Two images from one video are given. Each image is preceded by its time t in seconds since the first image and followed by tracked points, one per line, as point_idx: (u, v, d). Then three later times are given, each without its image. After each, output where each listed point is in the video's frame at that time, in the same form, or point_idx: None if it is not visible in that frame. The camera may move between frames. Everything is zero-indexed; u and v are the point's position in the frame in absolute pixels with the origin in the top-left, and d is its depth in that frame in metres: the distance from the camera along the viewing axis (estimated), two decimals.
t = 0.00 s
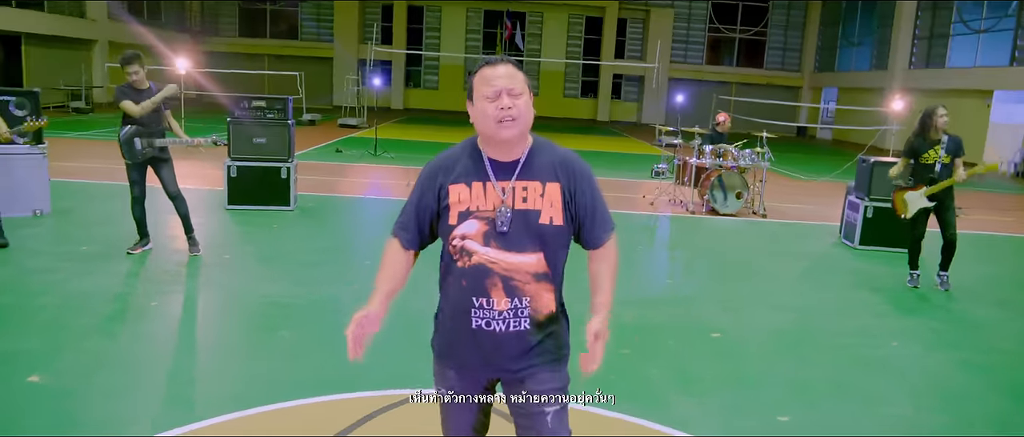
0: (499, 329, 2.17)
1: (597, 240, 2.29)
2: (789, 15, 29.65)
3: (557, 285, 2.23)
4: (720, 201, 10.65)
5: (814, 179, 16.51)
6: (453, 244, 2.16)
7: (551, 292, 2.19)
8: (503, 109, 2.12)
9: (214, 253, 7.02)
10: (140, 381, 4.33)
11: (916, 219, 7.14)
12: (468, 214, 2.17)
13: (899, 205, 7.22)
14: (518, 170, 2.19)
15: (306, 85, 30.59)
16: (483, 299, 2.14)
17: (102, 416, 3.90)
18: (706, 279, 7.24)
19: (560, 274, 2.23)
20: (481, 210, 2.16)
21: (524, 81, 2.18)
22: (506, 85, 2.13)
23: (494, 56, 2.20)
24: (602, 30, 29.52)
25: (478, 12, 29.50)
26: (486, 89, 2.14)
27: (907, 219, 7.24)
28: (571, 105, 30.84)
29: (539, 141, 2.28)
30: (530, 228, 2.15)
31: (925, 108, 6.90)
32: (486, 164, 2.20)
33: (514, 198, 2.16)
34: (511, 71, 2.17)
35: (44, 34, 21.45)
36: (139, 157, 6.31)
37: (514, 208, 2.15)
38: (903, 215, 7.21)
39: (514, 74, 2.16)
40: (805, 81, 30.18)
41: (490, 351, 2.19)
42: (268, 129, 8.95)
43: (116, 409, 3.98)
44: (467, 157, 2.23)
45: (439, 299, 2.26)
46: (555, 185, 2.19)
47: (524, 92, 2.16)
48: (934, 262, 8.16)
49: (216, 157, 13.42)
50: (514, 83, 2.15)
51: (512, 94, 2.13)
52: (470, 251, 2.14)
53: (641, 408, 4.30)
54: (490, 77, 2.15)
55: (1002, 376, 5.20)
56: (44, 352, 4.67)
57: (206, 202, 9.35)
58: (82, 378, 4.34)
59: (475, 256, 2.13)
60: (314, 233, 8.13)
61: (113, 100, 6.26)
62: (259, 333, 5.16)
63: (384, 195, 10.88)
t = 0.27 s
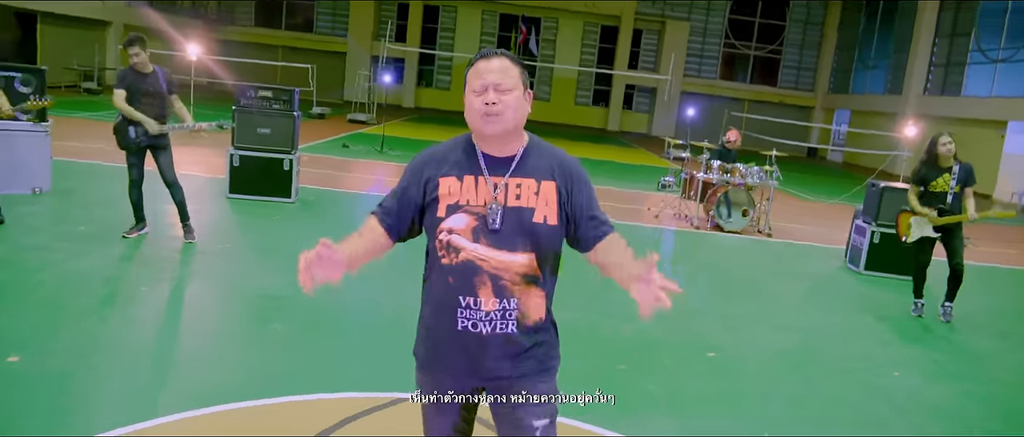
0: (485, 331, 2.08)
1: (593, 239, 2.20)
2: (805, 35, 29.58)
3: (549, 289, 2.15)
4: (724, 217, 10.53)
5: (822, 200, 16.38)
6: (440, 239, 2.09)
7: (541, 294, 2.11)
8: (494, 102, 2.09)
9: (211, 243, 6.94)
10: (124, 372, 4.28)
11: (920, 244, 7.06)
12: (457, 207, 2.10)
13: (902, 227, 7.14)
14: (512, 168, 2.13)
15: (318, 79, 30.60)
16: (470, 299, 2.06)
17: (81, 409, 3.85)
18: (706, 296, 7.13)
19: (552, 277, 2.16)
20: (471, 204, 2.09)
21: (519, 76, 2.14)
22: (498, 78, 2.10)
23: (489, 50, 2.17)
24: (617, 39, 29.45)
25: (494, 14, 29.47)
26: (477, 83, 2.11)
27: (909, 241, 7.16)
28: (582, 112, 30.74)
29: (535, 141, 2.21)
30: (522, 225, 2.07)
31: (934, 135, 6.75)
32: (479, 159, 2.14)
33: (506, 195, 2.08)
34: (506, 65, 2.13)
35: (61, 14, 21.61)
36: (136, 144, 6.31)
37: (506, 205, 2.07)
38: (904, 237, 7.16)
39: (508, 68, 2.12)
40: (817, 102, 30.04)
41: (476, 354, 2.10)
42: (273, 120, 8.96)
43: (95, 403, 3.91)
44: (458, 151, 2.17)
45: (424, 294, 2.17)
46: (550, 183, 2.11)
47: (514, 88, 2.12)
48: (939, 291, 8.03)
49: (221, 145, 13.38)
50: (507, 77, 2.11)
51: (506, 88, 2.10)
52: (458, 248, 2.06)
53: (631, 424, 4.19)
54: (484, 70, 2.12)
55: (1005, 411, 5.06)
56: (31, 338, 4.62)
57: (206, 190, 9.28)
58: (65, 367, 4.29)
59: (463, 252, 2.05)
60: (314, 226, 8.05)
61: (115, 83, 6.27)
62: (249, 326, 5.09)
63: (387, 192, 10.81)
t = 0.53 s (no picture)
0: (468, 351, 1.96)
1: (614, 247, 2.06)
2: (816, 50, 29.43)
3: (547, 310, 1.99)
4: (729, 230, 10.36)
5: (829, 217, 16.21)
6: (430, 247, 2.00)
7: (536, 313, 1.96)
8: (488, 105, 1.99)
9: (205, 237, 6.80)
10: (108, 368, 4.16)
11: (932, 266, 6.86)
12: (448, 217, 2.01)
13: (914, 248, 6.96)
14: (508, 174, 2.04)
15: (325, 76, 30.52)
16: (454, 315, 1.95)
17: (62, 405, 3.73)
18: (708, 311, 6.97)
19: (556, 293, 2.01)
20: (462, 213, 2.00)
21: (518, 75, 2.04)
22: (493, 78, 2.00)
23: (488, 48, 2.08)
24: (627, 47, 29.30)
25: (504, 18, 29.35)
26: (469, 85, 2.02)
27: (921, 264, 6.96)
28: (589, 119, 30.59)
29: (537, 144, 2.11)
30: (514, 235, 1.95)
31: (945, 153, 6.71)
32: (473, 164, 2.08)
33: (500, 202, 1.99)
34: (504, 64, 2.03)
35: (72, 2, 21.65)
36: (125, 133, 6.20)
37: (498, 214, 1.97)
38: (917, 259, 6.95)
39: (506, 68, 2.02)
40: (827, 117, 29.83)
41: (465, 378, 1.97)
42: (274, 115, 8.86)
43: (76, 398, 3.80)
44: (455, 155, 2.14)
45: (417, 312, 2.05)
46: (550, 190, 2.00)
47: (513, 89, 2.01)
48: (948, 315, 7.86)
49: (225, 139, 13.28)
50: (504, 78, 2.01)
51: (503, 89, 2.00)
52: (446, 259, 1.96)
53: None
54: (478, 69, 2.02)
55: None
56: (11, 329, 4.47)
57: (206, 184, 9.15)
58: (50, 359, 4.19)
59: (450, 264, 1.95)
60: (312, 225, 7.93)
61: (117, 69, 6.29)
62: (240, 325, 4.96)
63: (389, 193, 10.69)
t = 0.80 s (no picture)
0: (472, 390, 1.87)
1: (632, 279, 2.02)
2: (821, 62, 29.37)
3: (561, 348, 1.89)
4: (734, 242, 10.20)
5: (835, 230, 16.02)
6: (434, 275, 1.89)
7: (552, 351, 1.86)
8: (504, 117, 1.90)
9: (199, 246, 6.67)
10: (99, 380, 4.02)
11: (943, 283, 6.75)
12: (454, 240, 1.92)
13: (926, 264, 6.85)
14: (523, 194, 1.96)
15: (328, 85, 30.47)
16: (459, 350, 1.86)
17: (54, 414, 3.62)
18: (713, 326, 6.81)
19: (572, 328, 1.92)
20: (472, 236, 1.91)
21: (537, 84, 1.96)
22: (511, 87, 1.92)
23: (504, 53, 2.00)
24: (631, 58, 29.23)
25: (508, 28, 29.30)
26: (483, 93, 1.94)
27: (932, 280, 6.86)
28: (592, 130, 30.44)
29: (555, 161, 2.03)
30: (530, 266, 1.86)
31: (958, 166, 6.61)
32: (484, 182, 1.99)
33: (515, 225, 1.91)
34: (523, 71, 1.96)
35: (77, 8, 21.72)
36: (111, 138, 6.19)
37: (513, 240, 1.89)
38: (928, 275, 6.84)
39: (524, 75, 1.95)
40: (831, 130, 29.65)
41: (473, 417, 1.88)
42: (274, 122, 8.76)
43: (71, 411, 3.67)
44: (464, 169, 2.04)
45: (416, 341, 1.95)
46: (570, 214, 1.92)
47: (532, 101, 1.93)
48: (959, 332, 7.68)
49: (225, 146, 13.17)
50: (522, 87, 1.93)
51: (522, 99, 1.92)
52: (451, 287, 1.86)
53: None
54: (494, 77, 1.94)
55: None
56: None
57: (203, 192, 9.03)
58: (43, 367, 4.08)
59: (455, 292, 1.85)
60: (310, 234, 7.80)
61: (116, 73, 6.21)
62: (235, 335, 4.85)
63: (390, 202, 10.56)
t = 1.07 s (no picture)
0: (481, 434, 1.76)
1: (669, 319, 1.82)
2: (820, 79, 29.36)
3: (585, 387, 1.73)
4: (737, 260, 10.06)
5: (837, 247, 15.89)
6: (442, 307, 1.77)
7: (573, 391, 1.71)
8: (519, 119, 1.77)
9: (190, 266, 6.53)
10: (70, 404, 3.83)
11: (954, 303, 6.59)
12: (464, 265, 1.79)
13: (936, 284, 6.70)
14: (540, 213, 1.82)
15: (327, 104, 30.50)
16: (467, 390, 1.73)
17: (26, 422, 3.61)
18: (716, 346, 6.65)
19: (598, 366, 1.76)
20: (483, 261, 1.78)
21: (558, 88, 1.82)
22: (529, 87, 1.79)
23: (524, 55, 1.87)
24: (630, 76, 29.24)
25: (508, 47, 29.31)
26: (498, 93, 1.81)
27: (943, 300, 6.69)
28: (591, 148, 30.38)
29: (578, 177, 1.89)
30: (548, 294, 1.71)
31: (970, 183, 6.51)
32: (499, 203, 1.87)
33: (530, 249, 1.77)
34: (542, 72, 1.82)
35: (77, 28, 21.76)
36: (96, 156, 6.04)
37: (529, 265, 1.75)
38: (938, 295, 6.68)
39: (544, 77, 1.81)
40: (831, 147, 29.60)
41: None
42: (269, 140, 8.68)
43: None
44: (478, 189, 1.92)
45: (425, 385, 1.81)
46: (595, 233, 1.77)
47: (553, 105, 1.79)
48: (970, 351, 7.50)
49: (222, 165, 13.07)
50: (541, 88, 1.79)
51: (540, 101, 1.78)
52: (460, 320, 1.73)
53: None
54: (510, 77, 1.81)
55: None
56: None
57: (197, 211, 8.90)
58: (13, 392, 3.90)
59: (465, 325, 1.72)
60: (305, 255, 7.66)
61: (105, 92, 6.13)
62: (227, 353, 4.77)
63: (388, 220, 10.44)
